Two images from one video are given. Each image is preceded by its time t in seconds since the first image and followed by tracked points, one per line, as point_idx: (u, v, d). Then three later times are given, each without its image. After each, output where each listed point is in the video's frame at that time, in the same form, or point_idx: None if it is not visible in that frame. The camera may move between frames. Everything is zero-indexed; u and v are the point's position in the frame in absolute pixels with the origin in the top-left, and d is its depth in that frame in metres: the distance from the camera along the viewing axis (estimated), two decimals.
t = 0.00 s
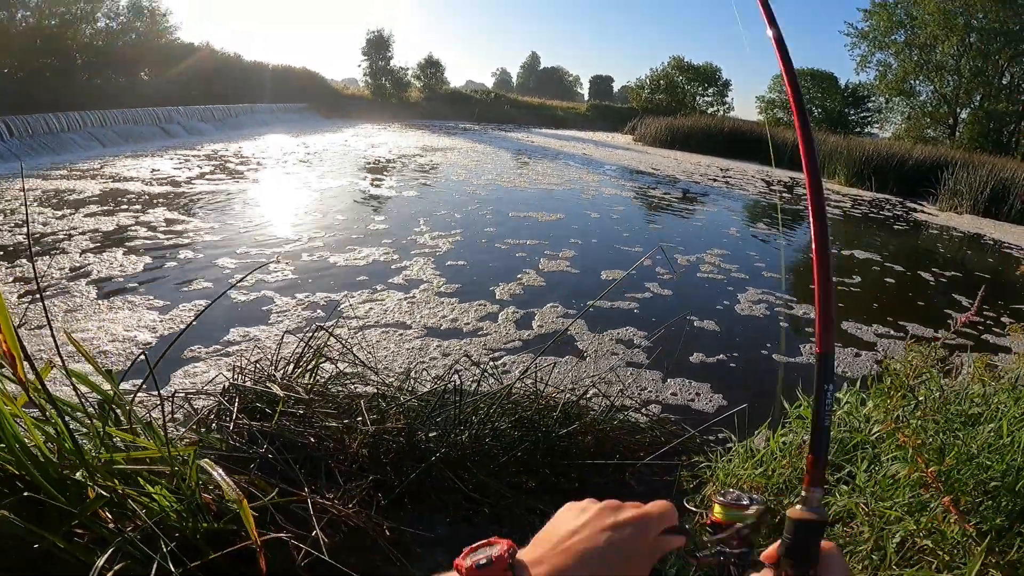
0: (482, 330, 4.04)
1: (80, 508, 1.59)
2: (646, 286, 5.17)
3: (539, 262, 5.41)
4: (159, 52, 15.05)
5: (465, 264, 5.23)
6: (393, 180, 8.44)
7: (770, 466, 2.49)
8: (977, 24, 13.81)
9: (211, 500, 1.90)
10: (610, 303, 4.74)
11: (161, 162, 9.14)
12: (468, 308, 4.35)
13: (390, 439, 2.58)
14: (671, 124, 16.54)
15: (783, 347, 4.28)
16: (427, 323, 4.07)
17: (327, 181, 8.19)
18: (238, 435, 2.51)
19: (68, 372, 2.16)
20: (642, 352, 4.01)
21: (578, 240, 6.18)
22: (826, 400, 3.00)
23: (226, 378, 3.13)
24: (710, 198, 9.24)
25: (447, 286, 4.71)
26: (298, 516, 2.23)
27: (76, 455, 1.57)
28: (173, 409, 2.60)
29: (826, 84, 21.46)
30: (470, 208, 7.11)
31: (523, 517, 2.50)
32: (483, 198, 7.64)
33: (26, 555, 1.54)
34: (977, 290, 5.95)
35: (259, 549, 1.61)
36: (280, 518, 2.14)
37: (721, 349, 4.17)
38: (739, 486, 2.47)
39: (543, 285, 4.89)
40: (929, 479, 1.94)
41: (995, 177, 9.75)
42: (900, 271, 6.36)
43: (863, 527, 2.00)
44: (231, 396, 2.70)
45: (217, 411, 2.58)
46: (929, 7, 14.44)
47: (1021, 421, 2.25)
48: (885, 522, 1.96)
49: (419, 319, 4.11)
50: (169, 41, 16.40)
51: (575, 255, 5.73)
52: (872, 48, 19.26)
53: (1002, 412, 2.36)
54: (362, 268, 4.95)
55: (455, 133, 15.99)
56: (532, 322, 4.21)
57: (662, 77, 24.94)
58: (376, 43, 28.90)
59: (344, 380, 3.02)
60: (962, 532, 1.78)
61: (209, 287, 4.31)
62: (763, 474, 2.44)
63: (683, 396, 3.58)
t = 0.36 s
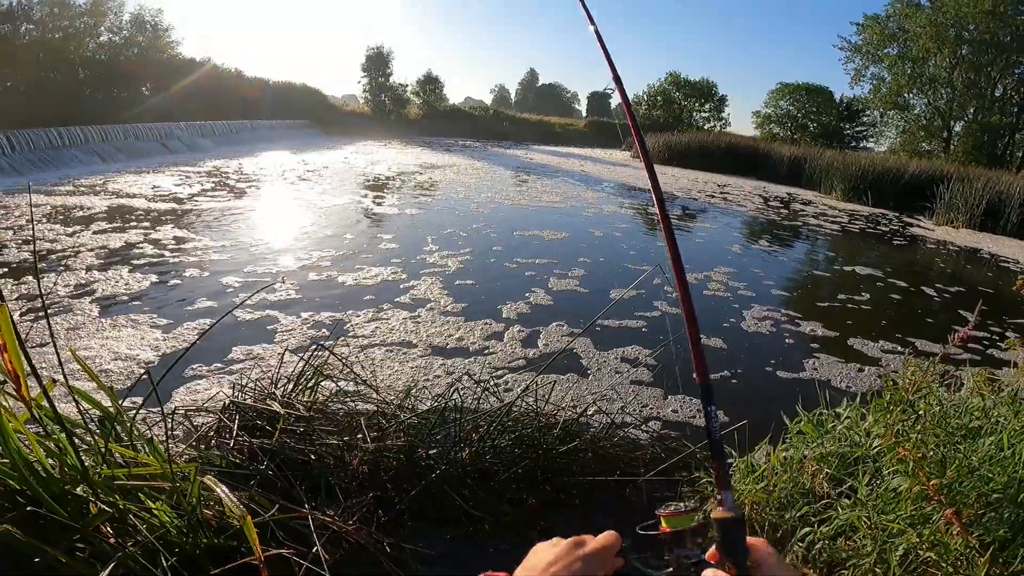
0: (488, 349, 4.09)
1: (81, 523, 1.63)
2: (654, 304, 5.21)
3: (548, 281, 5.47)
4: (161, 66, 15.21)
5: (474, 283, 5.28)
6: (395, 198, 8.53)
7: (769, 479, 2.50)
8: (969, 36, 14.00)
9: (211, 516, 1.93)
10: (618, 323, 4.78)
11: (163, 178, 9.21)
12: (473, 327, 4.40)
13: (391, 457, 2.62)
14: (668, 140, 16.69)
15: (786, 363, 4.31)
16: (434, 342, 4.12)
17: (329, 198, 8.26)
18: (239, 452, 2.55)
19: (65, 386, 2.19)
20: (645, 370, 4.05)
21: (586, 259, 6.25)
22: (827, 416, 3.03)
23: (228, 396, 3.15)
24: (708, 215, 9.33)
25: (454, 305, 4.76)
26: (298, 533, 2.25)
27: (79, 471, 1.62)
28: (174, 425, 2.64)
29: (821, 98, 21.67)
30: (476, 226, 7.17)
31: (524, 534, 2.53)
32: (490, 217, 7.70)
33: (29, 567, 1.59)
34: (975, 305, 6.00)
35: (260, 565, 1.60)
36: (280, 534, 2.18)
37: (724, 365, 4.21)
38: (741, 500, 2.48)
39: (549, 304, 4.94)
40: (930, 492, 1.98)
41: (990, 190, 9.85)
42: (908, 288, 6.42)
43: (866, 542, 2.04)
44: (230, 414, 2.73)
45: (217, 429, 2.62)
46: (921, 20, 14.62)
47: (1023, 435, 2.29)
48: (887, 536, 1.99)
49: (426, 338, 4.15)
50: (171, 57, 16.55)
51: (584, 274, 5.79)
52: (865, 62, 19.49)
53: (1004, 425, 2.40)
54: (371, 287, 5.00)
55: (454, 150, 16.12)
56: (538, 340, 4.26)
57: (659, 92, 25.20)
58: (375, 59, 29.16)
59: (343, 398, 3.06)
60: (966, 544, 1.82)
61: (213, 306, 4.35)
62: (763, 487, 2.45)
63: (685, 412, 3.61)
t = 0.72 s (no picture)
0: (495, 371, 4.17)
1: (96, 538, 1.73)
2: (662, 326, 5.28)
3: (559, 304, 5.57)
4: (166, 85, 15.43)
5: (485, 305, 5.38)
6: (398, 219, 8.65)
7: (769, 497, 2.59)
8: (962, 54, 14.22)
9: (217, 533, 2.02)
10: (626, 345, 4.85)
11: (167, 197, 9.35)
12: (480, 350, 4.48)
13: (394, 475, 2.69)
14: (667, 160, 16.90)
15: (788, 382, 4.38)
16: (441, 365, 4.20)
17: (334, 219, 8.39)
18: (243, 470, 2.63)
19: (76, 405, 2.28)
20: (649, 392, 4.11)
21: (595, 281, 6.36)
22: (824, 434, 3.10)
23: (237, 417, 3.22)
24: (707, 235, 9.46)
25: (462, 328, 4.85)
26: (302, 549, 2.33)
27: (95, 489, 1.71)
28: (181, 443, 2.73)
29: (818, 116, 21.93)
30: (482, 248, 7.28)
31: (526, 552, 2.61)
32: (497, 239, 7.81)
33: None
34: (971, 323, 6.07)
35: None
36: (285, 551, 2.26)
37: (725, 385, 4.29)
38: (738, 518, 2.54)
39: (557, 326, 5.03)
40: (925, 507, 2.10)
41: (986, 208, 9.97)
42: (909, 307, 6.49)
43: (863, 556, 2.13)
44: (236, 432, 2.82)
45: (222, 448, 2.69)
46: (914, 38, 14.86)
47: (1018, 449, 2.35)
48: (885, 550, 2.09)
49: (433, 361, 4.24)
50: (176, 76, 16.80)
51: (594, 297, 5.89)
52: (861, 79, 19.74)
53: (998, 440, 2.46)
54: (380, 310, 5.10)
55: (456, 170, 16.31)
56: (544, 363, 4.35)
57: (657, 111, 25.50)
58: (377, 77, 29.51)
59: (346, 418, 3.14)
60: (961, 559, 1.90)
61: (221, 327, 4.44)
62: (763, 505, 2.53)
63: (685, 432, 3.67)
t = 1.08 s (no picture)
0: (502, 370, 4.14)
1: (89, 538, 1.69)
2: (673, 325, 5.23)
3: (570, 303, 5.54)
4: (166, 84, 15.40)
5: (495, 305, 5.34)
6: (399, 218, 8.62)
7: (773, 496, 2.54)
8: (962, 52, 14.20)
9: (214, 533, 1.99)
10: (637, 344, 4.79)
11: (166, 196, 9.31)
12: (487, 348, 4.46)
13: (393, 475, 2.66)
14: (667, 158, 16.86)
15: (795, 381, 4.34)
16: (447, 364, 4.17)
17: (335, 218, 8.35)
18: (242, 470, 2.60)
19: (69, 403, 2.17)
20: (656, 392, 4.07)
21: (605, 280, 6.33)
22: (829, 433, 3.07)
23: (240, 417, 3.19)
24: (710, 234, 9.42)
25: (470, 327, 4.81)
26: (300, 549, 2.30)
27: (87, 488, 1.68)
28: (177, 442, 2.70)
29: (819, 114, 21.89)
30: (488, 247, 7.24)
31: (527, 551, 2.58)
32: (505, 238, 7.78)
33: None
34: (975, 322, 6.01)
35: None
36: (282, 552, 2.23)
37: (732, 384, 4.25)
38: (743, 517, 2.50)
39: (566, 325, 4.99)
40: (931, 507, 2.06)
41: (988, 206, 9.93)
42: (915, 305, 6.45)
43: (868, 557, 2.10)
44: (233, 431, 2.79)
45: (220, 447, 2.67)
46: (915, 35, 14.83)
47: None
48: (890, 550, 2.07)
49: (439, 360, 4.21)
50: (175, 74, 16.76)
51: (606, 296, 5.86)
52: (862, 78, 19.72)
53: (1003, 440, 2.43)
54: (387, 309, 5.06)
55: (457, 169, 16.27)
56: (551, 362, 4.32)
57: (657, 110, 25.49)
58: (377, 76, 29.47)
59: (346, 417, 3.11)
60: (969, 560, 1.87)
61: (224, 327, 4.41)
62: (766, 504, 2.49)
63: (689, 431, 3.63)
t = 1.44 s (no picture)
0: (507, 367, 4.13)
1: (85, 538, 1.66)
2: (683, 323, 5.20)
3: (581, 300, 5.53)
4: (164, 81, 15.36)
5: (504, 302, 5.32)
6: (400, 215, 8.59)
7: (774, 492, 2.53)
8: (962, 48, 14.19)
9: (213, 532, 1.97)
10: (646, 340, 4.76)
11: (165, 194, 9.27)
12: (493, 345, 4.44)
13: (393, 472, 2.65)
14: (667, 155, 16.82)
15: (799, 377, 4.32)
16: (453, 361, 4.16)
17: (337, 215, 8.33)
18: (241, 468, 2.59)
19: (66, 401, 2.12)
20: (661, 389, 4.04)
21: (615, 277, 6.31)
22: (830, 430, 3.04)
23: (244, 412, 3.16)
24: (711, 230, 9.39)
25: (477, 324, 4.79)
26: (299, 548, 2.29)
27: (82, 487, 1.65)
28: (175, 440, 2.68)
29: (818, 111, 21.85)
30: (492, 244, 7.21)
31: (528, 549, 2.56)
32: (512, 235, 7.76)
33: None
34: (979, 319, 5.98)
35: None
36: (281, 550, 2.21)
37: (736, 380, 4.23)
38: (744, 514, 2.49)
39: (576, 322, 4.97)
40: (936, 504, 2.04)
41: (988, 203, 9.90)
42: (919, 301, 6.42)
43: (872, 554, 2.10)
44: (233, 429, 2.78)
45: (219, 444, 2.65)
46: (914, 32, 14.81)
47: None
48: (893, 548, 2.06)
49: (445, 357, 4.19)
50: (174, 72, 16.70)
51: (616, 293, 5.84)
52: (861, 75, 19.67)
53: (1007, 437, 2.41)
54: (397, 307, 5.04)
55: (457, 166, 16.23)
56: (557, 359, 4.30)
57: (657, 106, 25.41)
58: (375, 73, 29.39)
59: (346, 414, 3.09)
60: (972, 556, 1.85)
61: (228, 326, 4.39)
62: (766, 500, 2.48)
63: (691, 429, 3.61)
